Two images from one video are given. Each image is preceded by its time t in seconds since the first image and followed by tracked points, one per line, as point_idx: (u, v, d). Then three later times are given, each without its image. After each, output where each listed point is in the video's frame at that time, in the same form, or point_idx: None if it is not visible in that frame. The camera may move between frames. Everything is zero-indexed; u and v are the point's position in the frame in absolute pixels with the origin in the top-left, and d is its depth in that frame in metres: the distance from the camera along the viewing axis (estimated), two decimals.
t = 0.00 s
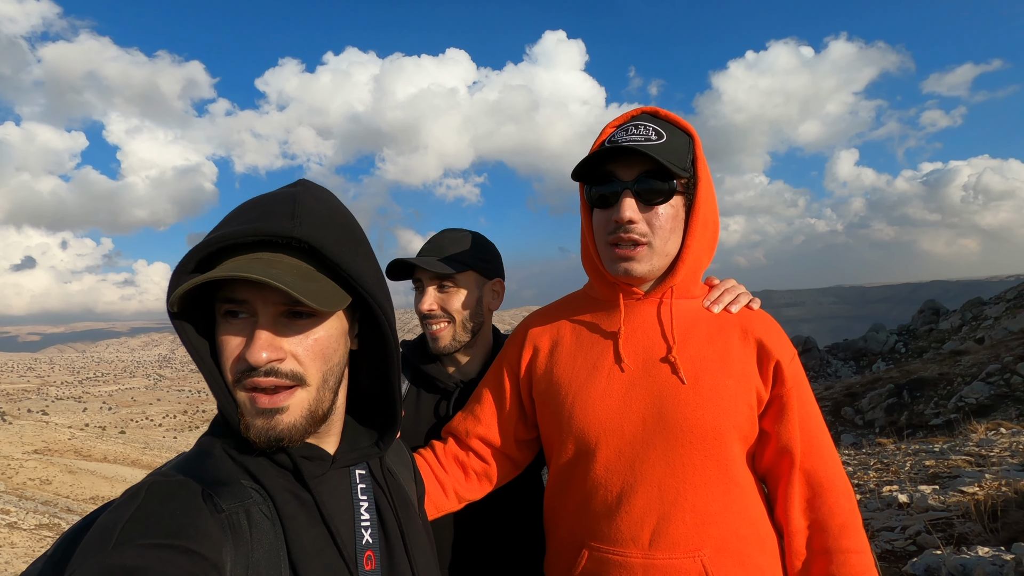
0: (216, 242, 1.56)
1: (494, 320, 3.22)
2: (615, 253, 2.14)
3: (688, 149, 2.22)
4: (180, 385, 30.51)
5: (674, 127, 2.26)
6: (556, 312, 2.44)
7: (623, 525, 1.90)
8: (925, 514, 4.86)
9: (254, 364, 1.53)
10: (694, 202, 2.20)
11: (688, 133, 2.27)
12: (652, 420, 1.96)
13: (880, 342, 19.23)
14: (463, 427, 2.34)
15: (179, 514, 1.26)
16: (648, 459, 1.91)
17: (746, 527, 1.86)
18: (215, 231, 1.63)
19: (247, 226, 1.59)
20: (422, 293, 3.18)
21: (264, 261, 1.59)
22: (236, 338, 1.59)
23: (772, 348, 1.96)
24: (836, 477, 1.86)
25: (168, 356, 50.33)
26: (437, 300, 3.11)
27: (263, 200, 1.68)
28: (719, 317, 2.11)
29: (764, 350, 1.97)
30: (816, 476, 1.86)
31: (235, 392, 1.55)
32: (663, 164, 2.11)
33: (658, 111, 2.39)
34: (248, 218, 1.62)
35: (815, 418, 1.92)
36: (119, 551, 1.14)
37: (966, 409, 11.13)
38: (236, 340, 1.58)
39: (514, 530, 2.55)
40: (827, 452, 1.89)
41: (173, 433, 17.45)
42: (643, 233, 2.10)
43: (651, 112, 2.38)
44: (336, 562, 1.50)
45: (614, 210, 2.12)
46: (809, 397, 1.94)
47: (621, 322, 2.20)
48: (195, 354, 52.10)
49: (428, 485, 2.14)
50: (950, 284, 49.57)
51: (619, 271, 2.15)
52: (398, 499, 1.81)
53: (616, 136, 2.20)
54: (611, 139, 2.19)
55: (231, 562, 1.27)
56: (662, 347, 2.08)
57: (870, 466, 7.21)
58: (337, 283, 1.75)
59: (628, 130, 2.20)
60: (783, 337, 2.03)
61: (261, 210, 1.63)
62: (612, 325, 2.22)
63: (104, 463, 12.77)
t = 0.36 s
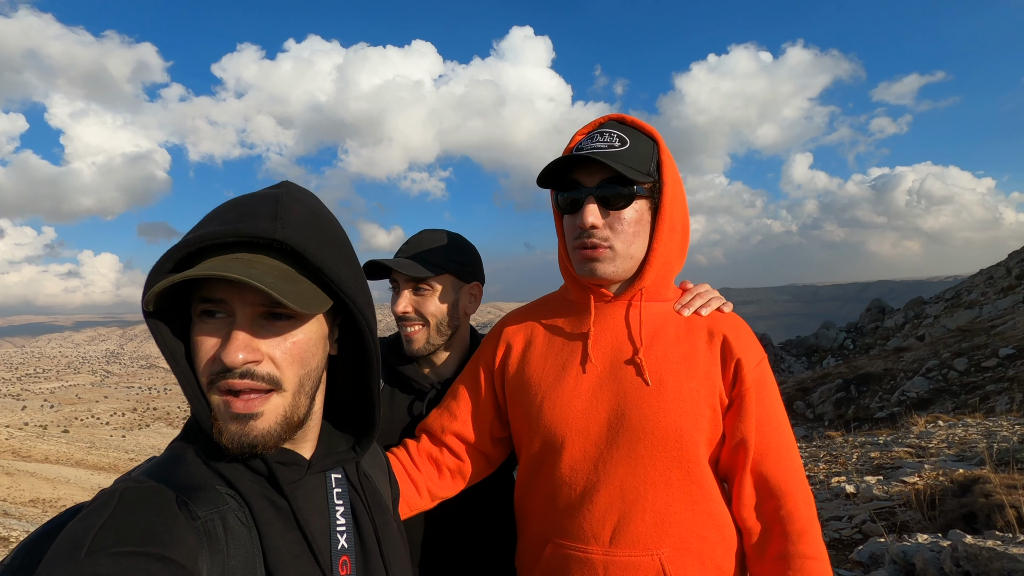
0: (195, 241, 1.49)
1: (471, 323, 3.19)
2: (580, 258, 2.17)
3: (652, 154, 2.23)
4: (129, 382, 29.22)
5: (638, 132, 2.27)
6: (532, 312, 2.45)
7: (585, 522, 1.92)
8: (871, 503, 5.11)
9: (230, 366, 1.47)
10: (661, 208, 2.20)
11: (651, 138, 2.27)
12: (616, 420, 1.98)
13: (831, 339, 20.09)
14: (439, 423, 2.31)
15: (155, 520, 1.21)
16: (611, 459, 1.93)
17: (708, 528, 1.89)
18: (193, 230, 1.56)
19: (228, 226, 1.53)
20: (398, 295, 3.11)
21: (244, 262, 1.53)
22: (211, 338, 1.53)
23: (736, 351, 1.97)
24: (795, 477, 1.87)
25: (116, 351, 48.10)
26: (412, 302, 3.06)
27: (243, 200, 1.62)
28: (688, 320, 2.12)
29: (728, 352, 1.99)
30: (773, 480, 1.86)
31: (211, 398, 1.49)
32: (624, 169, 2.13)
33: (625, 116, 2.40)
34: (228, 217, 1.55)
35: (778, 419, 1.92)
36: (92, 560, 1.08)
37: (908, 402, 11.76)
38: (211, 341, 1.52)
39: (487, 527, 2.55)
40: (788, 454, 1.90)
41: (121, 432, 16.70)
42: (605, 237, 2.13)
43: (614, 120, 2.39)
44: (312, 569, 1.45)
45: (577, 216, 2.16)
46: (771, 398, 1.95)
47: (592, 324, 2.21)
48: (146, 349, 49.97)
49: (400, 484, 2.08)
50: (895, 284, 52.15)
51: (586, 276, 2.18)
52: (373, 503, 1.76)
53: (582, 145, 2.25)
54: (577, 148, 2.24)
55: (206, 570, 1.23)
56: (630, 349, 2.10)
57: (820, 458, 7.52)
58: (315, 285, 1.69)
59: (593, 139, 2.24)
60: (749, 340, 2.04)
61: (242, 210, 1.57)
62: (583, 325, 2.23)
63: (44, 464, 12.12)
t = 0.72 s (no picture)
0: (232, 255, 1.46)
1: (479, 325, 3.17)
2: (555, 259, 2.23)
3: (625, 154, 2.19)
4: (121, 379, 29.04)
5: (612, 132, 2.26)
6: (534, 311, 2.44)
7: (580, 517, 1.92)
8: (862, 499, 5.15)
9: (265, 376, 1.46)
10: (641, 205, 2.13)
11: (622, 136, 2.24)
12: (609, 415, 1.97)
13: (823, 335, 20.22)
14: (441, 420, 2.31)
15: (159, 521, 1.17)
16: (604, 453, 1.93)
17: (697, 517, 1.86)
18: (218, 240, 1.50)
19: (261, 238, 1.50)
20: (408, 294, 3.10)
21: (279, 275, 1.52)
22: (239, 347, 1.50)
23: (725, 336, 1.92)
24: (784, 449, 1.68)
25: (107, 348, 47.77)
26: (422, 302, 3.05)
27: (263, 205, 1.57)
28: (683, 317, 2.07)
29: (717, 337, 1.93)
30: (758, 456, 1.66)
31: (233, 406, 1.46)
32: (587, 170, 2.14)
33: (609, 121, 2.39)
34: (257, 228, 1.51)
35: (770, 397, 1.78)
36: (97, 560, 1.05)
37: (899, 397, 11.86)
38: (241, 349, 1.50)
39: (489, 523, 2.54)
40: (782, 430, 1.72)
41: (113, 430, 16.60)
42: (570, 235, 2.16)
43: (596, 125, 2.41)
44: (318, 569, 1.42)
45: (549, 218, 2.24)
46: (763, 379, 1.83)
47: (589, 323, 2.19)
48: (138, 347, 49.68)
49: (404, 482, 2.06)
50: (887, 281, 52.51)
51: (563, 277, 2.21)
52: (378, 502, 1.74)
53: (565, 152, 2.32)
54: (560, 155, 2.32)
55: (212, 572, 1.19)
56: (624, 345, 2.08)
57: (812, 454, 7.57)
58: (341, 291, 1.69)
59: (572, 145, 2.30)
60: (743, 327, 1.96)
61: (270, 220, 1.53)
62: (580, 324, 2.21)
63: (35, 462, 12.03)
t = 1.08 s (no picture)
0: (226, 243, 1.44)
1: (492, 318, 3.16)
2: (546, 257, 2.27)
3: (598, 141, 2.17)
4: (123, 373, 29.13)
5: (590, 123, 2.25)
6: (535, 302, 2.43)
7: (573, 505, 1.92)
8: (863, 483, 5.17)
9: (260, 364, 1.45)
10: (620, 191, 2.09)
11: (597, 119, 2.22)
12: (603, 405, 1.97)
13: (823, 321, 20.25)
14: (448, 407, 2.30)
15: (161, 515, 1.16)
16: (598, 442, 1.92)
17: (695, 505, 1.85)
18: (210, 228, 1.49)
19: (254, 225, 1.48)
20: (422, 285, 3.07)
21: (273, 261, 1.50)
22: (237, 336, 1.50)
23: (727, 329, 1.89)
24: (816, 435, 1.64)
25: (108, 343, 47.85)
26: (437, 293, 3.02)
27: (255, 194, 1.55)
28: (682, 307, 2.05)
29: (715, 330, 1.91)
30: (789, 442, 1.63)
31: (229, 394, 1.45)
32: (560, 164, 2.17)
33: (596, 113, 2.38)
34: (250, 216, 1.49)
35: (791, 379, 1.76)
36: (98, 554, 1.05)
37: (899, 381, 11.90)
38: (238, 338, 1.49)
39: (494, 513, 2.53)
40: (810, 410, 1.70)
41: (117, 424, 16.69)
42: (550, 233, 2.20)
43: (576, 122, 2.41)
44: (323, 563, 1.41)
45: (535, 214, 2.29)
46: (779, 366, 1.79)
47: (586, 313, 2.19)
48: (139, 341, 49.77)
49: (410, 470, 2.07)
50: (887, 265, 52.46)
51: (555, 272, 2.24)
52: (384, 493, 1.73)
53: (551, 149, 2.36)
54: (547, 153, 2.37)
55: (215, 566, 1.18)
56: (620, 335, 2.07)
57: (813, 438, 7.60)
58: (337, 279, 1.67)
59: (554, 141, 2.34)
60: (749, 316, 1.92)
61: (262, 208, 1.51)
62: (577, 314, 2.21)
63: (41, 457, 12.10)
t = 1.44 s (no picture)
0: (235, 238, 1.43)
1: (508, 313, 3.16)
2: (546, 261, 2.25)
3: (590, 141, 2.15)
4: (129, 374, 29.29)
5: (578, 122, 2.24)
6: (538, 302, 2.42)
7: (579, 506, 1.91)
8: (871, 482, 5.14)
9: (271, 361, 1.45)
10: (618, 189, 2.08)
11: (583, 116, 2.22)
12: (609, 406, 1.95)
13: (829, 320, 20.15)
14: (451, 408, 2.30)
15: (163, 512, 1.16)
16: (605, 443, 1.91)
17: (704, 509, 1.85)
18: (219, 223, 1.48)
19: (262, 219, 1.48)
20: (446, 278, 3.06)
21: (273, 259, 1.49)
22: (245, 333, 1.49)
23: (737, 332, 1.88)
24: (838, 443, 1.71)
25: (115, 344, 48.13)
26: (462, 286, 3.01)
27: (261, 190, 1.54)
28: (689, 305, 2.05)
29: (725, 332, 1.90)
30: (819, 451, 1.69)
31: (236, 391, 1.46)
32: (555, 167, 2.15)
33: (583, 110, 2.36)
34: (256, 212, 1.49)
35: (806, 392, 1.79)
36: (100, 551, 1.04)
37: (906, 380, 11.82)
38: (246, 335, 1.49)
39: (494, 514, 2.51)
40: (827, 426, 1.74)
41: (123, 424, 16.78)
42: (550, 238, 2.18)
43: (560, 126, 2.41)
44: (327, 560, 1.41)
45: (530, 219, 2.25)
46: (797, 376, 1.83)
47: (589, 313, 2.17)
48: (145, 341, 50.03)
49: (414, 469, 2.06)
50: (893, 264, 52.13)
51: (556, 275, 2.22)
52: (388, 491, 1.72)
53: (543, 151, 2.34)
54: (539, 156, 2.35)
55: (217, 562, 1.18)
56: (625, 335, 2.06)
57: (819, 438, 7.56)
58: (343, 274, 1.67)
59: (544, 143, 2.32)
60: (757, 321, 1.92)
61: (271, 201, 1.51)
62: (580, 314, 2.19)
63: (49, 457, 12.17)
